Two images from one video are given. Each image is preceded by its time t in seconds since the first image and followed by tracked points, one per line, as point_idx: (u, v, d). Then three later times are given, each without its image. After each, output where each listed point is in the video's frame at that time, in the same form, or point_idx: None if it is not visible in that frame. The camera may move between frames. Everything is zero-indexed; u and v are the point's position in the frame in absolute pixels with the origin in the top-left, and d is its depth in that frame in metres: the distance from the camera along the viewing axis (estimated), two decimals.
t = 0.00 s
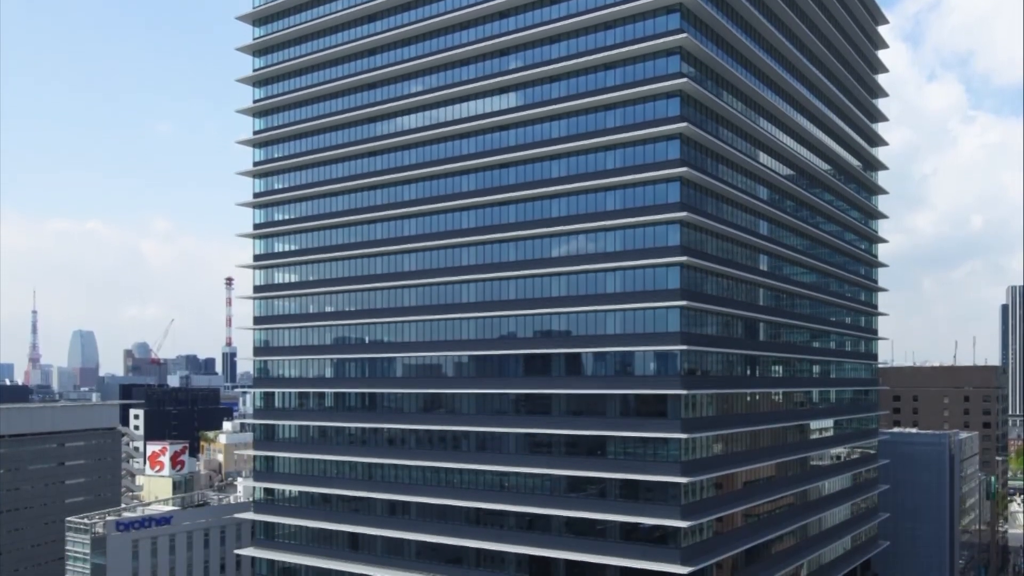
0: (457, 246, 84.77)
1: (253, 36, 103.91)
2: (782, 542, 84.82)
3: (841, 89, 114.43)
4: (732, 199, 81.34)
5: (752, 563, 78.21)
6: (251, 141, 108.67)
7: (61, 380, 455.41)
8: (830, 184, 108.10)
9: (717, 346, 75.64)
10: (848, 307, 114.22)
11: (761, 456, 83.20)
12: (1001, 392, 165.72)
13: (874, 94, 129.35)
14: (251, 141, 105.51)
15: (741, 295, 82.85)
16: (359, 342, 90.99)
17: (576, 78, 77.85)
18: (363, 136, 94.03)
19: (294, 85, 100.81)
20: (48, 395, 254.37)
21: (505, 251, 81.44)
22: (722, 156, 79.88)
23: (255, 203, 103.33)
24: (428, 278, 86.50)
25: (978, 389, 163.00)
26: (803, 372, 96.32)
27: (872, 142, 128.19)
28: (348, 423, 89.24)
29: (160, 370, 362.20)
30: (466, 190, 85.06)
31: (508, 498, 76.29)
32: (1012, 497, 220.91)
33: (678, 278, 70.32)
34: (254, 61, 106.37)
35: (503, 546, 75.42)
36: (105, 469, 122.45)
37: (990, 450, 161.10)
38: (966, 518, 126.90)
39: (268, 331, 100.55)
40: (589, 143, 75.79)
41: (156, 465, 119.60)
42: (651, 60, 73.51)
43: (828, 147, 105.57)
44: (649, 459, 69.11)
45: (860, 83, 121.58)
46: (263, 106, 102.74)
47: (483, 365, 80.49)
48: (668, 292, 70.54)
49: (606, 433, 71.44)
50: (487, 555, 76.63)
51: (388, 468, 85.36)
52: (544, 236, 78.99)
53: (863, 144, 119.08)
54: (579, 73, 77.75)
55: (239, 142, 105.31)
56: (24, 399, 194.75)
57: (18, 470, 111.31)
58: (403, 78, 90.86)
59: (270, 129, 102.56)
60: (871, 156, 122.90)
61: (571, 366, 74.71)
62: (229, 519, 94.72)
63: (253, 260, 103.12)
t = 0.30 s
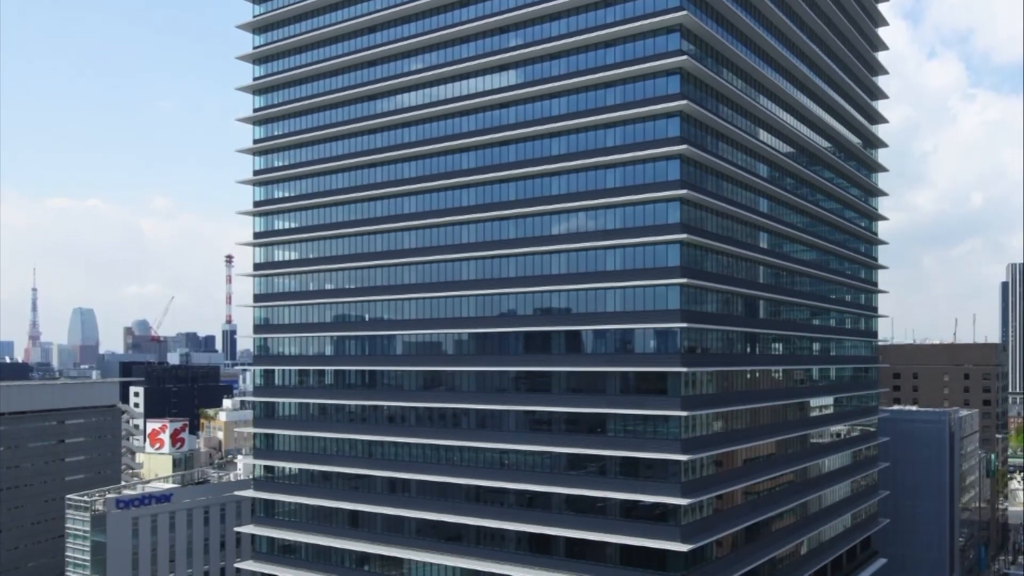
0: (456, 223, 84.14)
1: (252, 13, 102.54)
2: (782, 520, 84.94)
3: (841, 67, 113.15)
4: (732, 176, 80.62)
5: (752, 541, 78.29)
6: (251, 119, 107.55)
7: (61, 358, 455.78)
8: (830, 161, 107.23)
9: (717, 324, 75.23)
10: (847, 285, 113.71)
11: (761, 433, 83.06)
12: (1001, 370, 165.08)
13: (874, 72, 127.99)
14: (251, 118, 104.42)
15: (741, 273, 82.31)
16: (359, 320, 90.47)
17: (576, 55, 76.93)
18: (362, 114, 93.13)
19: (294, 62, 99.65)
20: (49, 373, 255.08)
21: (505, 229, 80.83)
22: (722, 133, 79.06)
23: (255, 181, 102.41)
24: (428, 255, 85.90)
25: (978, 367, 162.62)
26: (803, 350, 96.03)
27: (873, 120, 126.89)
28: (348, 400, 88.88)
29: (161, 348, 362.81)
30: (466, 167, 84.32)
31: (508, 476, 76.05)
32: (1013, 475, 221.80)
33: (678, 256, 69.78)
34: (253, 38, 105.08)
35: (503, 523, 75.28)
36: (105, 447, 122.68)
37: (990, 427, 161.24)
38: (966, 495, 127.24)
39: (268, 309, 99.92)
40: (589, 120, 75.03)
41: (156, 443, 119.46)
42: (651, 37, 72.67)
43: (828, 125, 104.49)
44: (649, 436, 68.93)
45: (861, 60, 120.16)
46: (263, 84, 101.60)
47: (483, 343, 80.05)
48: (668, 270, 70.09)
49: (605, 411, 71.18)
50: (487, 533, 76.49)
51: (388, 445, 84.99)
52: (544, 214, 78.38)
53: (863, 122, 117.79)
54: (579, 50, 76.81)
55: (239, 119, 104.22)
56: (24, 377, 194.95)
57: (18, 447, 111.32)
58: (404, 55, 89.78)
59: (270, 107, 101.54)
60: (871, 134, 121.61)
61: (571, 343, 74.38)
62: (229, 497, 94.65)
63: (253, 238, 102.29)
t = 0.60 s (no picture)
0: (456, 201, 83.50)
1: None
2: (782, 498, 85.07)
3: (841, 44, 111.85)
4: (732, 154, 79.91)
5: (752, 518, 78.39)
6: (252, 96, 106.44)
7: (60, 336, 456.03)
8: (830, 139, 106.29)
9: (717, 301, 74.85)
10: (847, 263, 113.18)
11: (761, 411, 82.92)
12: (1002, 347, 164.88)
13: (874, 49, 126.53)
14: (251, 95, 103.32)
15: (741, 251, 81.79)
16: (359, 298, 89.99)
17: (576, 32, 76.03)
18: (362, 92, 92.17)
19: (294, 40, 98.46)
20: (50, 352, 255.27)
21: (505, 207, 80.19)
22: (722, 110, 78.26)
23: (255, 158, 101.45)
24: (428, 233, 85.32)
25: (978, 345, 162.61)
26: (802, 328, 95.75)
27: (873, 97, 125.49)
28: (348, 378, 88.61)
29: (161, 325, 363.10)
30: (466, 145, 83.55)
31: (508, 454, 75.92)
32: (1012, 452, 222.63)
33: (678, 233, 69.29)
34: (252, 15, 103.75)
35: (503, 501, 75.21)
36: (105, 425, 122.90)
37: (990, 405, 161.05)
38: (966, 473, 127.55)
39: (268, 287, 99.26)
40: (589, 98, 74.31)
41: (156, 420, 118.71)
42: (651, 14, 71.81)
43: (828, 102, 103.44)
44: (649, 414, 68.79)
45: (862, 38, 118.64)
46: (263, 61, 100.42)
47: (483, 321, 79.66)
48: (668, 248, 69.64)
49: (606, 388, 70.96)
50: (487, 511, 76.46)
51: (388, 423, 84.74)
52: (544, 192, 77.78)
53: (863, 99, 116.46)
54: (579, 27, 75.89)
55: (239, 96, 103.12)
56: (23, 354, 195.05)
57: (18, 425, 111.24)
58: (404, 33, 88.70)
59: (270, 85, 100.46)
60: (871, 111, 120.29)
61: (571, 321, 74.02)
62: (229, 474, 94.70)
63: (253, 216, 101.40)
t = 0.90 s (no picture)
0: (456, 178, 82.85)
1: None
2: (782, 475, 85.13)
3: (841, 21, 110.48)
4: (732, 131, 79.15)
5: (752, 495, 78.47)
6: (251, 73, 105.23)
7: (60, 313, 456.22)
8: (830, 116, 105.32)
9: (717, 279, 74.41)
10: (848, 240, 112.56)
11: (761, 389, 82.73)
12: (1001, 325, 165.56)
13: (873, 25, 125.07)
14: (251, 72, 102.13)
15: (741, 228, 81.24)
16: (359, 276, 89.51)
17: (577, 9, 75.09)
18: (362, 69, 91.27)
19: (294, 16, 97.14)
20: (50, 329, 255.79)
21: (505, 184, 79.58)
22: (722, 88, 77.45)
23: (255, 136, 100.42)
24: (428, 211, 84.71)
25: (978, 322, 162.67)
26: (802, 305, 95.37)
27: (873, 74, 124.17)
28: (348, 355, 88.31)
29: (161, 303, 363.26)
30: (466, 122, 82.75)
31: (507, 431, 75.77)
32: (1012, 430, 223.01)
33: (678, 211, 68.78)
34: None
35: (503, 478, 75.13)
36: (104, 403, 123.23)
37: (990, 383, 161.05)
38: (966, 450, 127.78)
39: (268, 264, 98.64)
40: (589, 75, 73.54)
41: (156, 398, 118.90)
42: None
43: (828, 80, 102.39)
44: (649, 391, 68.59)
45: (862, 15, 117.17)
46: (263, 38, 99.18)
47: (483, 298, 79.23)
48: (668, 226, 69.16)
49: (606, 366, 70.71)
50: (487, 489, 76.45)
51: (388, 400, 84.47)
52: (544, 169, 77.16)
53: (862, 76, 115.12)
54: (579, 4, 74.95)
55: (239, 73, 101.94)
56: (23, 332, 195.12)
57: (18, 402, 111.22)
58: (404, 9, 87.54)
59: (270, 62, 99.30)
60: (871, 89, 118.91)
61: (571, 299, 73.65)
62: (229, 452, 94.79)
63: (253, 193, 100.61)
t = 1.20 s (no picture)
0: (456, 155, 82.17)
1: None
2: (782, 453, 85.20)
3: None
4: (732, 109, 78.42)
5: (752, 473, 78.56)
6: (251, 51, 104.07)
7: (60, 291, 456.15)
8: (830, 94, 104.34)
9: (717, 257, 74.00)
10: (848, 218, 111.92)
11: (762, 367, 82.57)
12: (1002, 302, 164.87)
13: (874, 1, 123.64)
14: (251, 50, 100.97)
15: (741, 206, 80.67)
16: (359, 253, 89.03)
17: None
18: (361, 47, 90.33)
19: None
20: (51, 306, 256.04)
21: (506, 161, 78.97)
22: (722, 65, 76.64)
23: (255, 113, 99.50)
24: (428, 188, 84.12)
25: (978, 300, 162.47)
26: (803, 283, 94.98)
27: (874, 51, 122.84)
28: (348, 332, 88.00)
29: (161, 280, 363.45)
30: (466, 100, 82.00)
31: (507, 408, 75.70)
32: (1012, 408, 223.28)
33: (678, 188, 68.32)
34: None
35: (503, 456, 75.11)
36: (104, 380, 123.51)
37: (990, 360, 160.91)
38: (966, 428, 127.92)
39: (268, 242, 97.88)
40: (589, 52, 72.78)
41: (156, 375, 119.12)
42: None
43: (828, 57, 101.32)
44: (649, 368, 68.46)
45: None
46: (263, 15, 97.89)
47: (483, 276, 78.84)
48: (668, 203, 68.71)
49: (606, 343, 70.49)
50: (487, 466, 76.45)
51: (388, 378, 84.32)
52: (544, 147, 76.57)
53: (863, 53, 113.90)
54: None
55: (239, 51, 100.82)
56: (23, 309, 195.01)
57: (18, 379, 111.11)
58: None
59: (271, 40, 98.03)
60: (871, 66, 117.69)
61: (571, 276, 73.29)
62: (229, 430, 94.83)
63: (253, 170, 99.72)
